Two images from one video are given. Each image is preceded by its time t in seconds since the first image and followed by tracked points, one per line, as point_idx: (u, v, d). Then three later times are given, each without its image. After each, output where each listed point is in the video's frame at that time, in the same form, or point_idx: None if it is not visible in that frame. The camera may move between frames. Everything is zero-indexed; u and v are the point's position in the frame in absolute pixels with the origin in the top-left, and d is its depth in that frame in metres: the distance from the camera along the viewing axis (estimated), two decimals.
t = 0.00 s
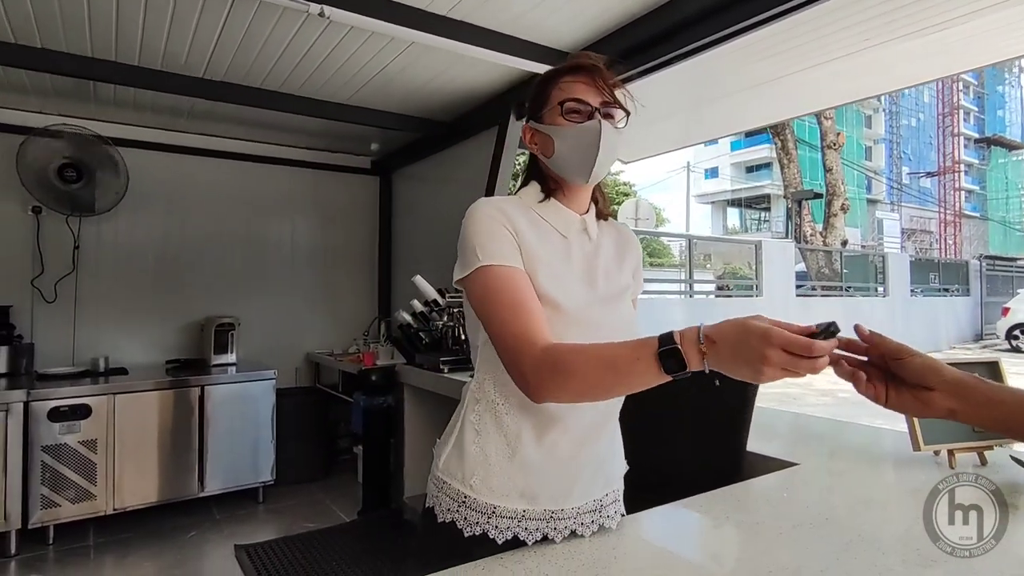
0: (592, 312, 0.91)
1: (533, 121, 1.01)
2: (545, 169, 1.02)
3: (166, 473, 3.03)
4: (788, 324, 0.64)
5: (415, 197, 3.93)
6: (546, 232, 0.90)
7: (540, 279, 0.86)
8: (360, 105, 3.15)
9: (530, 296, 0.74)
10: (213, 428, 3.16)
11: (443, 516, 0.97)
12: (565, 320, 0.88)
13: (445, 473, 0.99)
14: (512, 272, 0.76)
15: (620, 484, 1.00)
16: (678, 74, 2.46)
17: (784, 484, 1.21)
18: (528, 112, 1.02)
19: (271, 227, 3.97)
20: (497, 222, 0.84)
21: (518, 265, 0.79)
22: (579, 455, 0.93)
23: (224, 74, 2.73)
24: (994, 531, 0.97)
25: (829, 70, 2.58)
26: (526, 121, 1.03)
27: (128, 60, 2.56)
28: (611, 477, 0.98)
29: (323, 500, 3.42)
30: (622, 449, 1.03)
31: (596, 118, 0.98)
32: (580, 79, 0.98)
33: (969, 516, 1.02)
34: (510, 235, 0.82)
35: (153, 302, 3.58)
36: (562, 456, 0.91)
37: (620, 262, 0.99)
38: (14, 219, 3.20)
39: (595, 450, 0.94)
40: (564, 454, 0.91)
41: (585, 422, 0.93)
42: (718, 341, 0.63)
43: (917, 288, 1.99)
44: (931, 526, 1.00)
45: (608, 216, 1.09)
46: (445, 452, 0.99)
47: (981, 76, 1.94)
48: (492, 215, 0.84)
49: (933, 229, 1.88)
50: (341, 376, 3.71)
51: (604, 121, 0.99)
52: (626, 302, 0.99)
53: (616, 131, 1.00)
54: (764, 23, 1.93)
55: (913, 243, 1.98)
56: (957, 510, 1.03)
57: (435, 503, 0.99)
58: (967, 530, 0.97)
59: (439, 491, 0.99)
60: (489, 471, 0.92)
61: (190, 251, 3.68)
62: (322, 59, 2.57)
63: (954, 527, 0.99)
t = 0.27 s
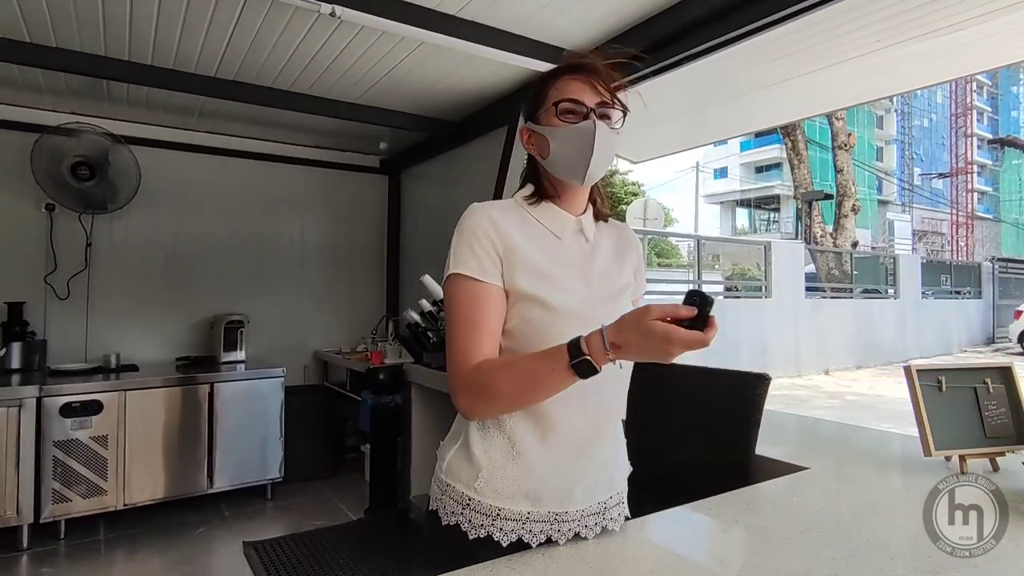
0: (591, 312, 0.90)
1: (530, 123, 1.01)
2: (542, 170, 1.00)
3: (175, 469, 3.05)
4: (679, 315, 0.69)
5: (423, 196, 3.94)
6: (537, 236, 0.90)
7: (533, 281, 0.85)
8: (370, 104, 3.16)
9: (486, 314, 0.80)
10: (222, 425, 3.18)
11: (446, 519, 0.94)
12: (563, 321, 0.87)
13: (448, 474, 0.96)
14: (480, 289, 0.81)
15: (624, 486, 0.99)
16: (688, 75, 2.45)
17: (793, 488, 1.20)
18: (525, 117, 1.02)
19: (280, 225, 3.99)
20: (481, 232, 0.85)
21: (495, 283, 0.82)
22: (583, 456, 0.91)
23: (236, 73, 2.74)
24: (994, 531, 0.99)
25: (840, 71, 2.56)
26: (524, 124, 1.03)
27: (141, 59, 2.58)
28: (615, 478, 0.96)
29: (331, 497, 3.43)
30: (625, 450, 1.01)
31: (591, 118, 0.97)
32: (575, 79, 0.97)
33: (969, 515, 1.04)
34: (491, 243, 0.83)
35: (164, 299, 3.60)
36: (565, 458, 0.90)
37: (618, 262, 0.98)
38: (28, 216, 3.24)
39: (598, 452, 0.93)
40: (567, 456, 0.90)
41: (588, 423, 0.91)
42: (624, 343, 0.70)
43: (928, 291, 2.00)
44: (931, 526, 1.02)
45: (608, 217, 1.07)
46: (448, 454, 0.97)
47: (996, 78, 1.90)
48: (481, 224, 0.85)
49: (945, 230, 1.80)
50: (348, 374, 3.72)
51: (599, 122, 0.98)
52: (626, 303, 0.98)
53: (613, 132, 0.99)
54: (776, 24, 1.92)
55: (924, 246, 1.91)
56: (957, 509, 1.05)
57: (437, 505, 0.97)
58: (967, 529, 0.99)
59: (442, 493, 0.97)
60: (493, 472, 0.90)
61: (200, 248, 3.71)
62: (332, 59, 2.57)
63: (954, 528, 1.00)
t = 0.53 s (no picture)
0: (578, 303, 0.88)
1: (519, 117, 0.99)
2: (531, 165, 0.99)
3: (190, 464, 3.08)
4: (579, 351, 0.76)
5: (436, 194, 3.95)
6: (516, 231, 0.89)
7: (513, 276, 0.85)
8: (385, 102, 3.17)
9: (428, 314, 0.84)
10: (236, 420, 3.21)
11: (445, 522, 0.90)
12: (547, 311, 0.85)
13: (444, 476, 0.92)
14: (432, 294, 0.84)
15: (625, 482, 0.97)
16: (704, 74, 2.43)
17: (813, 490, 1.19)
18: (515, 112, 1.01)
19: (295, 222, 4.01)
20: (454, 233, 0.86)
21: (456, 290, 0.85)
22: (584, 453, 0.88)
23: (253, 71, 2.76)
24: (993, 531, 0.98)
25: (859, 70, 2.53)
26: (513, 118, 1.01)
27: (161, 57, 2.60)
28: (616, 474, 0.94)
29: (342, 494, 3.44)
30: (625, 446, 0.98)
31: (581, 113, 0.96)
32: (567, 73, 0.96)
33: (969, 516, 1.03)
34: (463, 243, 0.85)
35: (180, 295, 3.64)
36: (564, 455, 0.87)
37: (608, 254, 0.96)
38: (48, 212, 3.28)
39: (598, 448, 0.90)
40: (566, 453, 0.87)
41: (587, 418, 0.89)
42: (528, 370, 0.77)
43: (944, 293, 1.98)
44: (930, 526, 1.01)
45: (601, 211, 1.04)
46: (443, 453, 0.93)
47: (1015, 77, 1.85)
48: (458, 225, 0.86)
49: (962, 232, 1.80)
50: (360, 371, 3.74)
51: (589, 116, 0.97)
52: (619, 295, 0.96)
53: (602, 127, 0.98)
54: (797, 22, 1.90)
55: (941, 247, 1.90)
56: (957, 509, 1.04)
57: (434, 506, 0.94)
58: (966, 529, 0.99)
59: (439, 494, 0.93)
60: (489, 470, 0.86)
61: (216, 245, 3.74)
62: (348, 56, 2.58)
63: (954, 529, 0.99)
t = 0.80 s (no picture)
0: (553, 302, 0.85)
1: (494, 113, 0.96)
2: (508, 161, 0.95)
3: (204, 459, 3.09)
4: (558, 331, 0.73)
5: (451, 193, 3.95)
6: (491, 227, 0.86)
7: (485, 272, 0.82)
8: (401, 100, 3.18)
9: (405, 315, 0.82)
10: (251, 415, 3.23)
11: (415, 526, 0.88)
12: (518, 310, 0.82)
13: (416, 479, 0.90)
14: (410, 295, 0.82)
15: (608, 489, 0.93)
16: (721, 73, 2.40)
17: (839, 489, 1.17)
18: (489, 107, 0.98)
19: (310, 221, 4.04)
20: (425, 229, 0.83)
21: (430, 289, 0.83)
22: (559, 458, 0.84)
23: (272, 69, 2.78)
24: (994, 531, 0.97)
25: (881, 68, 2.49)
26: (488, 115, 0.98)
27: (182, 55, 2.62)
28: (597, 480, 0.90)
29: (355, 491, 3.45)
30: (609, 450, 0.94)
31: (558, 107, 0.93)
32: (541, 66, 0.94)
33: (969, 516, 1.00)
34: (434, 240, 0.83)
35: (197, 292, 3.67)
36: (537, 459, 0.83)
37: (590, 250, 0.92)
38: (70, 209, 3.32)
39: (577, 453, 0.86)
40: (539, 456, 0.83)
41: (564, 420, 0.85)
42: (508, 360, 0.75)
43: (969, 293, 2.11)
44: (930, 526, 0.99)
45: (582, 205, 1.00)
46: (415, 455, 0.91)
47: None
48: (431, 224, 0.83)
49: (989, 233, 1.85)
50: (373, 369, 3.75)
51: (565, 109, 0.94)
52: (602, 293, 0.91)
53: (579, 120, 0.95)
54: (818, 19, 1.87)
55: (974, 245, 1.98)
56: (956, 509, 1.02)
57: (405, 509, 0.91)
58: (967, 529, 0.97)
59: (410, 498, 0.90)
60: (459, 474, 0.84)
61: (232, 243, 3.77)
62: (365, 54, 2.59)
63: (954, 529, 0.97)
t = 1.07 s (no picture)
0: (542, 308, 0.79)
1: (476, 123, 0.90)
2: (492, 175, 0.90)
3: (214, 461, 3.10)
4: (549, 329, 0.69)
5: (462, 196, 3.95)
6: (474, 237, 0.81)
7: (467, 282, 0.77)
8: (412, 103, 3.18)
9: (390, 330, 0.76)
10: (262, 417, 3.23)
11: (395, 552, 0.80)
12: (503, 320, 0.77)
13: (397, 499, 0.82)
14: (394, 308, 0.77)
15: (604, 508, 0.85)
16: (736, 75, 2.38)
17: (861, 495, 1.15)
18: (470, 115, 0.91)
19: (321, 223, 4.05)
20: (405, 240, 0.78)
21: (413, 301, 0.77)
22: (551, 475, 0.77)
23: (285, 71, 2.79)
24: (993, 531, 0.95)
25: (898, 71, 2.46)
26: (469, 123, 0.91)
27: (197, 58, 2.64)
28: (591, 498, 0.82)
29: (365, 493, 3.45)
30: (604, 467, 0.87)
31: (543, 121, 0.88)
32: (524, 77, 0.86)
33: (970, 516, 0.98)
34: (413, 252, 0.77)
35: (209, 294, 3.69)
36: (527, 476, 0.76)
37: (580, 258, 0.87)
38: (85, 211, 3.35)
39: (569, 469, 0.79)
40: (529, 473, 0.76)
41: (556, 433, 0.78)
42: (496, 369, 0.69)
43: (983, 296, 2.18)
44: (930, 526, 0.97)
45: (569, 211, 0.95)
46: (396, 473, 0.83)
47: None
48: (411, 235, 0.78)
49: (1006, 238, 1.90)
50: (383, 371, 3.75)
51: (551, 124, 0.88)
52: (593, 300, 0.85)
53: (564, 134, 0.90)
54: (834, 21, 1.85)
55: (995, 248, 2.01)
56: (958, 509, 1.00)
57: (385, 534, 0.83)
58: (967, 529, 0.95)
59: (390, 520, 0.82)
60: (444, 494, 0.76)
61: (244, 245, 3.79)
62: (378, 57, 2.60)
63: (953, 527, 0.96)
